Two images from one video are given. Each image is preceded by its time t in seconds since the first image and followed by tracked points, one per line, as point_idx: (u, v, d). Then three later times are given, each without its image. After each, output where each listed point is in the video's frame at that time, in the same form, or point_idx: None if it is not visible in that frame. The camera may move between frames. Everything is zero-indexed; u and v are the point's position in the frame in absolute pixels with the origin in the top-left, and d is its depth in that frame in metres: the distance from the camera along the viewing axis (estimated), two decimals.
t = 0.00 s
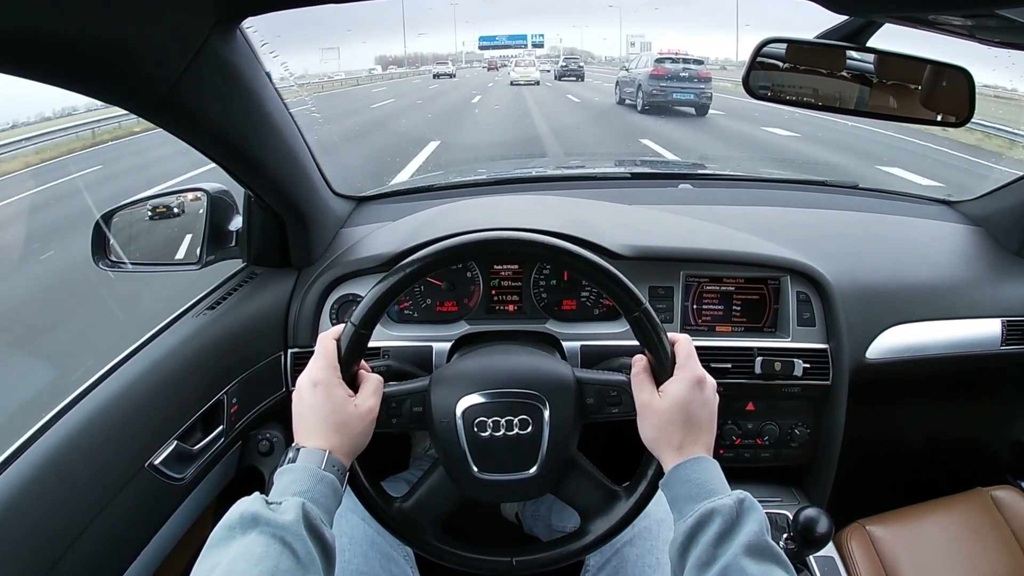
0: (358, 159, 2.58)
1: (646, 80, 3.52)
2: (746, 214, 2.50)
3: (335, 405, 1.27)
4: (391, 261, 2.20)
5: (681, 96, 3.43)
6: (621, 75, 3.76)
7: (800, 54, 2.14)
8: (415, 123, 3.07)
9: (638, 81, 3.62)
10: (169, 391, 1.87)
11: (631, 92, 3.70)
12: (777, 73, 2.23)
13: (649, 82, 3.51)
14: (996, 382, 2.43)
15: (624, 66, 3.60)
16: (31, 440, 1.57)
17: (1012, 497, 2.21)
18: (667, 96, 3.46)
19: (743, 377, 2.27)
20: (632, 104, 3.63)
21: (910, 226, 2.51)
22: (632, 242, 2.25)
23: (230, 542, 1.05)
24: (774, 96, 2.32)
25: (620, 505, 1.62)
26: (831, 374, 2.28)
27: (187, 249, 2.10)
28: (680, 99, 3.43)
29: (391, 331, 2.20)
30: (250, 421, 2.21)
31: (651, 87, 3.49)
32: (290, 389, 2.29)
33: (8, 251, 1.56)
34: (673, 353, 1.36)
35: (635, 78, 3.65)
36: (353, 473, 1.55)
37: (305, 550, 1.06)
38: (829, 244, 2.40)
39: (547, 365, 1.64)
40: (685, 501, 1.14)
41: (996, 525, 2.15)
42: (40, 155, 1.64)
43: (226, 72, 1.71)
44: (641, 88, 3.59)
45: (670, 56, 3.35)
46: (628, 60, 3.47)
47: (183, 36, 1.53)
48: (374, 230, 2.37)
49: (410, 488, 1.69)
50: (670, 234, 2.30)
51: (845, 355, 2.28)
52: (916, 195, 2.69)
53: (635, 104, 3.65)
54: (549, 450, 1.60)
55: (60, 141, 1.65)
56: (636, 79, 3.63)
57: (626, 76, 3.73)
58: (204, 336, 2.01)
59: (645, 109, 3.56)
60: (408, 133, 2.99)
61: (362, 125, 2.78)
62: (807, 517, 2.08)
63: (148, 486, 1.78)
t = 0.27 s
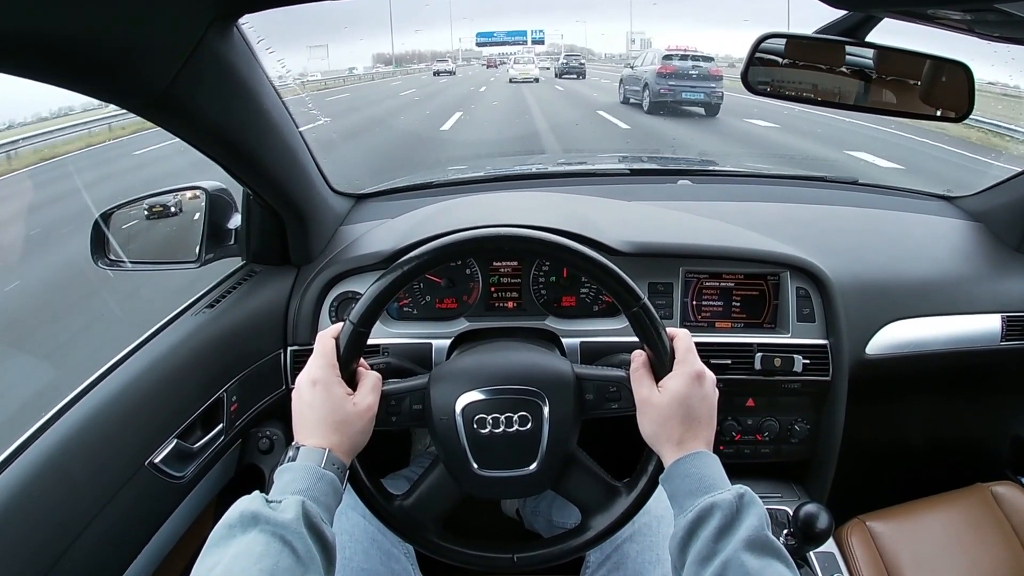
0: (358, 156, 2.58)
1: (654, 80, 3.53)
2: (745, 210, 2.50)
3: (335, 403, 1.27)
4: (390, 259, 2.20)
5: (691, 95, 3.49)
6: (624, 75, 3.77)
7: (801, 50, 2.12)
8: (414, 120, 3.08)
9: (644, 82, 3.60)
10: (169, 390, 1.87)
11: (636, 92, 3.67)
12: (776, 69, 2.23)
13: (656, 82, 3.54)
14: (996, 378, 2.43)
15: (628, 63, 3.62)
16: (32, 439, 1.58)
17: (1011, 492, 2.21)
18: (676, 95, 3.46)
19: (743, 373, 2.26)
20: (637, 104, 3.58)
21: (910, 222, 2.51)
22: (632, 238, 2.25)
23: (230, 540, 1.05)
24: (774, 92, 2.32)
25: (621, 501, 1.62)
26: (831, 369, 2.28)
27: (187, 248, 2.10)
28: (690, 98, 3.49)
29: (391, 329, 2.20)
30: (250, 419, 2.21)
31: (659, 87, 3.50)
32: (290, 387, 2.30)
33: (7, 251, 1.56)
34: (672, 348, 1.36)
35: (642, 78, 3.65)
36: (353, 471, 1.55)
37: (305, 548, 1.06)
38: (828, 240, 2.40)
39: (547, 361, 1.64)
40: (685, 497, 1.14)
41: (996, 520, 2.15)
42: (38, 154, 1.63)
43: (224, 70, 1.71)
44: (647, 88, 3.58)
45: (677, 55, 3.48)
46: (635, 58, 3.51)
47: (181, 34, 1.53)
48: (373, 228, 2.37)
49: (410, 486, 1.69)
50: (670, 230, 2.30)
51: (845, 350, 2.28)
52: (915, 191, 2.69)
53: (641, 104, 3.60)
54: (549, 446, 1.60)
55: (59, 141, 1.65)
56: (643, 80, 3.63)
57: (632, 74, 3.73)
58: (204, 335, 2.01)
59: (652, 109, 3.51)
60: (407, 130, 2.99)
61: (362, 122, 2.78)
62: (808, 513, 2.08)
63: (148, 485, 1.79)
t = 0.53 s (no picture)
0: (358, 156, 2.59)
1: (665, 82, 3.52)
2: (746, 209, 2.51)
3: (336, 403, 1.27)
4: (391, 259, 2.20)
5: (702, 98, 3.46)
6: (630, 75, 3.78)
7: (801, 50, 2.13)
8: (416, 119, 3.08)
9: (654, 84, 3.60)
10: (170, 389, 1.87)
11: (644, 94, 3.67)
12: (776, 69, 2.23)
13: (666, 83, 3.53)
14: (996, 378, 2.43)
15: (634, 64, 3.63)
16: (33, 438, 1.58)
17: (1011, 492, 2.21)
18: (686, 97, 3.43)
19: (743, 372, 2.27)
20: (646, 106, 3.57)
21: (910, 221, 2.52)
22: (632, 238, 2.26)
23: (231, 538, 1.05)
24: (774, 91, 2.32)
25: (621, 501, 1.62)
26: (831, 369, 2.28)
27: (187, 248, 2.11)
28: (700, 100, 3.45)
29: (391, 328, 2.20)
30: (251, 418, 2.21)
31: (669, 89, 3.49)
32: (291, 386, 2.30)
33: (8, 250, 1.56)
34: (673, 348, 1.37)
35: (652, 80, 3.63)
36: (353, 470, 1.55)
37: (306, 547, 1.06)
38: (828, 240, 2.40)
39: (547, 361, 1.64)
40: (685, 497, 1.14)
41: (995, 520, 2.15)
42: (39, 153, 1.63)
43: (225, 70, 1.71)
44: (656, 90, 3.58)
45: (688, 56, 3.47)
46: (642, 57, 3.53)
47: (182, 33, 1.53)
48: (374, 227, 2.37)
49: (411, 485, 1.69)
50: (670, 230, 2.30)
51: (845, 350, 2.29)
52: (916, 191, 2.69)
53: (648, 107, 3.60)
54: (549, 446, 1.60)
55: (61, 139, 1.65)
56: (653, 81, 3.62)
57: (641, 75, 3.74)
58: (204, 334, 2.01)
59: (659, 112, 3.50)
60: (408, 130, 2.99)
61: (363, 121, 2.78)
62: (808, 513, 2.08)
63: (149, 484, 1.79)
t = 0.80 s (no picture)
0: (358, 156, 2.59)
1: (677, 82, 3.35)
2: (745, 209, 2.51)
3: (334, 402, 1.27)
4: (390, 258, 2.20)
5: (717, 100, 3.29)
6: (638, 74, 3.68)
7: (800, 49, 2.13)
8: (415, 119, 3.08)
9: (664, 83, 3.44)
10: (169, 389, 1.88)
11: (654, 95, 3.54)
12: (775, 68, 2.23)
13: (678, 84, 3.36)
14: (995, 377, 2.44)
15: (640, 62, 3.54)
16: (32, 437, 1.58)
17: (1010, 491, 2.21)
18: (700, 100, 3.29)
19: (742, 372, 2.26)
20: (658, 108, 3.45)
21: (909, 221, 2.52)
22: (631, 237, 2.26)
23: (230, 537, 1.06)
24: (773, 91, 2.32)
25: (620, 500, 1.62)
26: (830, 369, 2.28)
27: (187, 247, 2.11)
28: (715, 103, 3.28)
29: (390, 327, 2.20)
30: (250, 418, 2.21)
31: (681, 91, 3.33)
32: (290, 385, 2.30)
33: (7, 250, 1.56)
34: (671, 348, 1.37)
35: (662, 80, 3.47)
36: (352, 469, 1.55)
37: (305, 545, 1.06)
38: (828, 239, 2.40)
39: (546, 360, 1.64)
40: (683, 496, 1.14)
41: (994, 520, 2.15)
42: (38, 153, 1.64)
43: (224, 70, 1.71)
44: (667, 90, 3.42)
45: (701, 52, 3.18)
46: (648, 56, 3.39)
47: (181, 33, 1.53)
48: (373, 227, 2.37)
49: (410, 484, 1.69)
50: (669, 229, 2.30)
51: (844, 349, 2.29)
52: (915, 190, 2.69)
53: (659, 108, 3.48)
54: (548, 445, 1.61)
55: (60, 139, 1.65)
56: (662, 82, 3.46)
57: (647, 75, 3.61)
58: (203, 334, 2.01)
59: (670, 116, 3.38)
60: (408, 130, 2.98)
61: (362, 121, 2.78)
62: (806, 511, 2.07)
63: (148, 483, 1.79)
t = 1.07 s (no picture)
0: (357, 155, 2.58)
1: (688, 86, 3.33)
2: (745, 207, 2.50)
3: (334, 401, 1.27)
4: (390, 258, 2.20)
5: (732, 104, 3.27)
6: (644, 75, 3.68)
7: (800, 47, 2.12)
8: (414, 119, 3.07)
9: (675, 86, 3.40)
10: (169, 389, 1.87)
11: (662, 97, 3.53)
12: (775, 67, 2.22)
13: (690, 87, 3.33)
14: (995, 375, 2.43)
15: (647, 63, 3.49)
16: (31, 438, 1.58)
17: (1010, 489, 2.21)
18: (715, 102, 3.26)
19: (742, 370, 2.26)
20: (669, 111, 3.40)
21: (909, 219, 2.51)
22: (631, 236, 2.25)
23: (230, 538, 1.05)
24: (772, 89, 2.32)
25: (621, 499, 1.62)
26: (831, 367, 2.28)
27: (186, 247, 2.12)
28: (730, 106, 3.26)
29: (390, 327, 2.20)
30: (250, 418, 2.21)
31: (694, 94, 3.30)
32: (290, 386, 2.29)
33: (5, 250, 1.56)
34: (672, 347, 1.36)
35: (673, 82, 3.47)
36: (352, 469, 1.55)
37: (305, 546, 1.06)
38: (828, 237, 2.40)
39: (547, 359, 1.64)
40: (684, 495, 1.14)
41: (995, 518, 2.15)
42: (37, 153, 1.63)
43: (222, 69, 1.71)
44: (679, 94, 3.37)
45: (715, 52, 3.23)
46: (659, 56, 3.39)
47: (179, 32, 1.53)
48: (372, 226, 2.37)
49: (410, 484, 1.69)
50: (669, 228, 2.30)
51: (844, 347, 2.28)
52: (915, 188, 2.69)
53: (669, 112, 3.44)
54: (548, 445, 1.60)
55: (59, 139, 1.65)
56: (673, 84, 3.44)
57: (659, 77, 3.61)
58: (203, 334, 2.01)
59: (682, 120, 3.30)
60: (407, 130, 2.97)
61: (361, 121, 2.77)
62: (807, 511, 2.07)
63: (148, 484, 1.79)
